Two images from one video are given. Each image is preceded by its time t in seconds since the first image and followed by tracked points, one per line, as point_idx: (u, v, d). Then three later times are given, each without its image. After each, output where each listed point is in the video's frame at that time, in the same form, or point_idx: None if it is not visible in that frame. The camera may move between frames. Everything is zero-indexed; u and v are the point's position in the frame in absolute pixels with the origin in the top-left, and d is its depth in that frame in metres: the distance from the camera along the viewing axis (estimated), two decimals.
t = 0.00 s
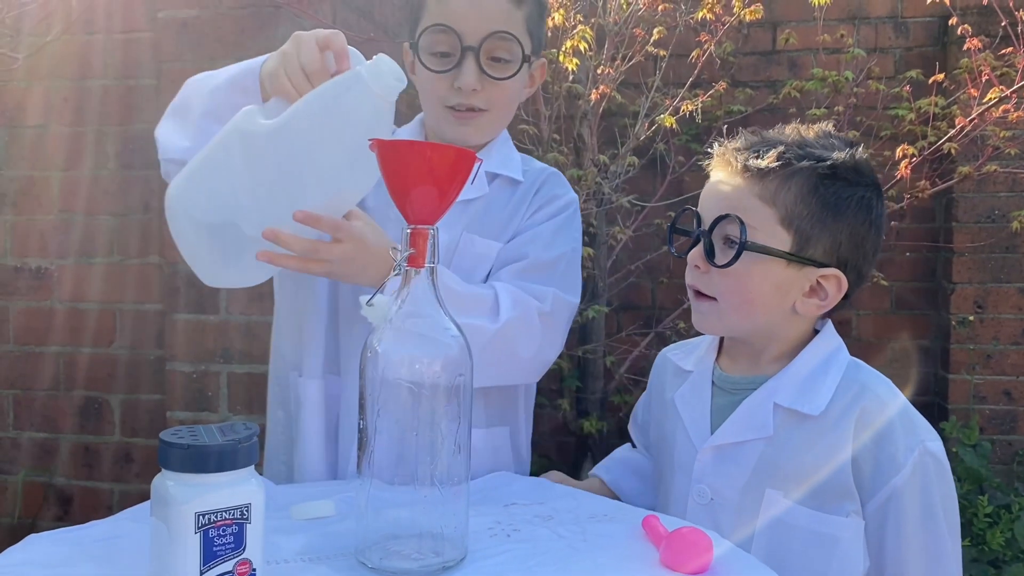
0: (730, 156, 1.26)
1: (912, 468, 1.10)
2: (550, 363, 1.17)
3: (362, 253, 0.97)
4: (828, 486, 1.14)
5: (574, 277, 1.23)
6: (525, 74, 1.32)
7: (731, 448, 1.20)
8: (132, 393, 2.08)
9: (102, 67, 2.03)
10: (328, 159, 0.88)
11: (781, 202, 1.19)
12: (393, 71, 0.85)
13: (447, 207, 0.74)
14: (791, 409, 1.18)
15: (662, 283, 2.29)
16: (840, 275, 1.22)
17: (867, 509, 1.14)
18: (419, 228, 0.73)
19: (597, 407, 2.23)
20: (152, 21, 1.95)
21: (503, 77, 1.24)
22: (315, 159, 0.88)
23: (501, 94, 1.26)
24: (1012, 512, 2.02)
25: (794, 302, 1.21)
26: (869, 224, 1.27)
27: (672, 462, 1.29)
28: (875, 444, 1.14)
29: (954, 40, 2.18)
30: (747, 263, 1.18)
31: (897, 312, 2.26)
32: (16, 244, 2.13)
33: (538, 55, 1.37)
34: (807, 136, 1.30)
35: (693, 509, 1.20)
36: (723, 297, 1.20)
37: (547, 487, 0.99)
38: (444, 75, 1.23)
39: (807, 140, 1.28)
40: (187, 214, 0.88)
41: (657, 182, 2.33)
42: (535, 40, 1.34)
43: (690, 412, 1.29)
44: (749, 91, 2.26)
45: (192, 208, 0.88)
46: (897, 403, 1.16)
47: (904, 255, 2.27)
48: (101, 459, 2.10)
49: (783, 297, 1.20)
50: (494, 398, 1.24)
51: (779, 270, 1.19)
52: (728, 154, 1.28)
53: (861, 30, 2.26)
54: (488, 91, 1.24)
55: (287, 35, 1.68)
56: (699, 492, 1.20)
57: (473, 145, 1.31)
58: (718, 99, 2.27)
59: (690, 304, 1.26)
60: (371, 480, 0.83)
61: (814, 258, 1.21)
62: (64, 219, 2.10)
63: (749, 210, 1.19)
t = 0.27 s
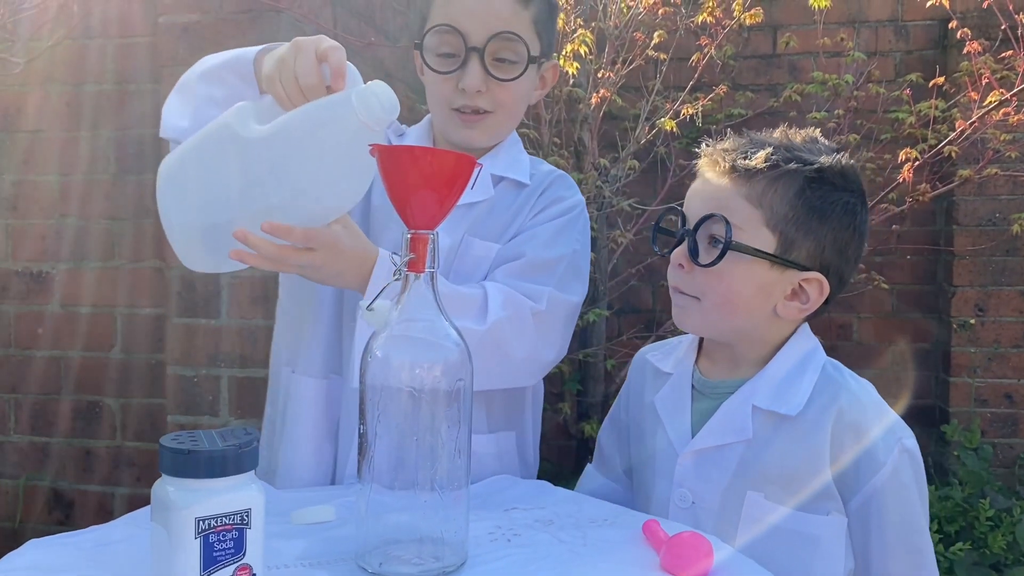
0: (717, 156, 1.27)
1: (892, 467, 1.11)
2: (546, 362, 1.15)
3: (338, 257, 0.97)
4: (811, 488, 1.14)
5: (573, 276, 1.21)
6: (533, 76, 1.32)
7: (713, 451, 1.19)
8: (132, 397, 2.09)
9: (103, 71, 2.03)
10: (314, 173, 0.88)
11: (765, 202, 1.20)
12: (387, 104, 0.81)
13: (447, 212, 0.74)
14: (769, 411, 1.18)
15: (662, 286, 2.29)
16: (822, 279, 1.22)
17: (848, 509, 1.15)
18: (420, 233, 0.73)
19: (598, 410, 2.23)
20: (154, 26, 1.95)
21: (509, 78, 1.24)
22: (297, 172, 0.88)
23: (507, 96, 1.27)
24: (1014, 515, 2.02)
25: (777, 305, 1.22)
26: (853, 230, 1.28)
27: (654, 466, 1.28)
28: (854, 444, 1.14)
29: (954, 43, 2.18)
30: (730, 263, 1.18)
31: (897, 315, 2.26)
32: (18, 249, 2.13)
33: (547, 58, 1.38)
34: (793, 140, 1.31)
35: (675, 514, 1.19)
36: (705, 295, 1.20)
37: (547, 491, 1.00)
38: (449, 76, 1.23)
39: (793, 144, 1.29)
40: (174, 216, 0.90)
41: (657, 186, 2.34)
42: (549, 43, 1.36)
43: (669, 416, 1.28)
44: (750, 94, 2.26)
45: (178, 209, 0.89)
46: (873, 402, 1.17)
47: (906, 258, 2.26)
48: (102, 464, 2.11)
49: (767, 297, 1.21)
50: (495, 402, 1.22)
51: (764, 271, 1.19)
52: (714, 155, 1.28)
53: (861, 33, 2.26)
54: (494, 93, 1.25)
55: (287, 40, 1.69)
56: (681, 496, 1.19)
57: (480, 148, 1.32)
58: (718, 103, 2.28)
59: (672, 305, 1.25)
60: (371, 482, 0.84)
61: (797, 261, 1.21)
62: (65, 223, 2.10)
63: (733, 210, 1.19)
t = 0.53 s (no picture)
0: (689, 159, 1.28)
1: (881, 447, 1.14)
2: (541, 357, 1.13)
3: (324, 244, 0.96)
4: (806, 480, 1.14)
5: (568, 275, 1.20)
6: (534, 75, 1.32)
7: (706, 450, 1.19)
8: (131, 400, 2.09)
9: (101, 73, 2.03)
10: (297, 166, 0.90)
11: (737, 199, 1.22)
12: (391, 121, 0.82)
13: (440, 213, 0.73)
14: (758, 403, 1.19)
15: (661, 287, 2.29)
16: (794, 273, 1.24)
17: (843, 493, 1.16)
18: (415, 233, 0.73)
19: (598, 412, 2.22)
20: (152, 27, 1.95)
21: (511, 78, 1.24)
22: (278, 160, 0.91)
23: (507, 96, 1.26)
24: (1015, 516, 2.01)
25: (750, 299, 1.23)
26: (819, 226, 1.31)
27: (648, 470, 1.27)
28: (842, 428, 1.16)
29: (953, 44, 2.18)
30: (704, 258, 1.19)
31: (897, 316, 2.26)
32: (16, 251, 2.13)
33: (549, 56, 1.37)
34: (759, 143, 1.34)
35: (675, 515, 1.19)
36: (682, 292, 1.20)
37: (545, 492, 0.99)
38: (450, 76, 1.23)
39: (759, 146, 1.32)
40: (168, 182, 0.96)
41: (656, 187, 2.33)
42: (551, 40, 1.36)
43: (661, 418, 1.28)
44: (749, 95, 2.26)
45: (172, 178, 0.96)
46: (857, 386, 1.18)
47: (905, 260, 2.26)
48: (101, 466, 2.10)
49: (742, 292, 1.22)
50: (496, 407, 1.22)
51: (738, 265, 1.20)
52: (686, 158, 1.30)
53: (861, 34, 2.26)
54: (494, 93, 1.25)
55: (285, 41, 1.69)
56: (680, 498, 1.18)
57: (481, 147, 1.32)
58: (717, 104, 2.27)
59: (648, 304, 1.24)
60: (366, 485, 0.83)
61: (769, 256, 1.23)
62: (63, 225, 2.10)
63: (706, 208, 1.21)
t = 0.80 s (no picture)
0: (688, 161, 1.29)
1: (894, 438, 1.13)
2: (536, 355, 1.12)
3: (320, 234, 0.96)
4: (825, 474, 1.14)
5: (568, 273, 1.20)
6: (539, 72, 1.31)
7: (723, 449, 1.19)
8: (130, 401, 2.08)
9: (101, 74, 2.03)
10: (302, 157, 0.94)
11: (738, 198, 1.22)
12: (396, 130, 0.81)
13: (439, 211, 0.73)
14: (775, 398, 1.19)
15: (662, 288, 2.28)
16: (799, 268, 1.24)
17: (860, 485, 1.16)
18: (414, 232, 0.72)
19: (599, 413, 2.21)
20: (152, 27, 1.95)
21: (514, 77, 1.24)
22: (275, 148, 0.95)
23: (510, 94, 1.26)
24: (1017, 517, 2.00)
25: (757, 298, 1.23)
26: (820, 222, 1.31)
27: (665, 473, 1.27)
28: (858, 418, 1.16)
29: (955, 43, 2.17)
30: (711, 259, 1.19)
31: (898, 317, 2.25)
32: (15, 251, 2.13)
33: (554, 51, 1.37)
34: (756, 143, 1.35)
35: (694, 516, 1.18)
36: (690, 294, 1.19)
37: (545, 493, 0.98)
38: (453, 75, 1.23)
39: (756, 146, 1.33)
40: (169, 159, 0.98)
41: (656, 188, 2.32)
42: (555, 35, 1.35)
43: (675, 419, 1.28)
44: (750, 95, 2.25)
45: (168, 157, 0.98)
46: (871, 376, 1.18)
47: (906, 260, 2.25)
48: (100, 467, 2.10)
49: (748, 291, 1.22)
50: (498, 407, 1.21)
51: (744, 263, 1.20)
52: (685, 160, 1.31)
53: (861, 34, 2.26)
54: (497, 92, 1.24)
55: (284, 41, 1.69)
56: (699, 498, 1.18)
57: (484, 146, 1.31)
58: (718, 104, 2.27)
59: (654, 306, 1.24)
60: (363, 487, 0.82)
61: (774, 253, 1.23)
62: (63, 226, 2.10)
63: (708, 208, 1.21)
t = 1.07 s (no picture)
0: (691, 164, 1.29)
1: (919, 440, 1.13)
2: (533, 354, 1.11)
3: (319, 219, 0.95)
4: (851, 477, 1.15)
5: (570, 273, 1.19)
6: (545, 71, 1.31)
7: (749, 451, 1.19)
8: (132, 401, 2.08)
9: (102, 74, 2.03)
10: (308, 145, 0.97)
11: (742, 197, 1.22)
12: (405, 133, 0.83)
13: (444, 211, 0.73)
14: (800, 401, 1.19)
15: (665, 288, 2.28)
16: (809, 264, 1.23)
17: (884, 486, 1.17)
18: (417, 232, 0.71)
19: (601, 414, 2.20)
20: (155, 29, 1.95)
21: (516, 76, 1.24)
22: (284, 139, 0.98)
23: (514, 95, 1.26)
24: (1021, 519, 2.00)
25: (768, 296, 1.22)
26: (828, 216, 1.30)
27: (684, 477, 1.26)
28: (883, 421, 1.16)
29: (957, 44, 2.17)
30: (720, 259, 1.18)
31: (901, 318, 2.25)
32: (16, 252, 2.13)
33: (561, 50, 1.36)
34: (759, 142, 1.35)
35: (718, 520, 1.18)
36: (699, 294, 1.19)
37: (550, 495, 0.98)
38: (455, 76, 1.23)
39: (759, 145, 1.33)
40: (180, 133, 1.01)
41: (659, 188, 2.32)
42: (562, 32, 1.35)
43: (695, 421, 1.27)
44: (752, 96, 2.25)
45: (179, 132, 1.00)
46: (896, 377, 1.19)
47: (909, 261, 2.25)
48: (101, 468, 2.10)
49: (758, 289, 1.21)
50: (501, 405, 1.21)
51: (753, 262, 1.20)
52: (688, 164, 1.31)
53: (863, 35, 2.25)
54: (501, 91, 1.24)
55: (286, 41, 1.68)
56: (723, 502, 1.18)
57: (490, 147, 1.31)
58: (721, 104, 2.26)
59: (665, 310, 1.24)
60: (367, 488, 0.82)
61: (782, 251, 1.22)
62: (64, 226, 2.09)
63: (712, 208, 1.21)
